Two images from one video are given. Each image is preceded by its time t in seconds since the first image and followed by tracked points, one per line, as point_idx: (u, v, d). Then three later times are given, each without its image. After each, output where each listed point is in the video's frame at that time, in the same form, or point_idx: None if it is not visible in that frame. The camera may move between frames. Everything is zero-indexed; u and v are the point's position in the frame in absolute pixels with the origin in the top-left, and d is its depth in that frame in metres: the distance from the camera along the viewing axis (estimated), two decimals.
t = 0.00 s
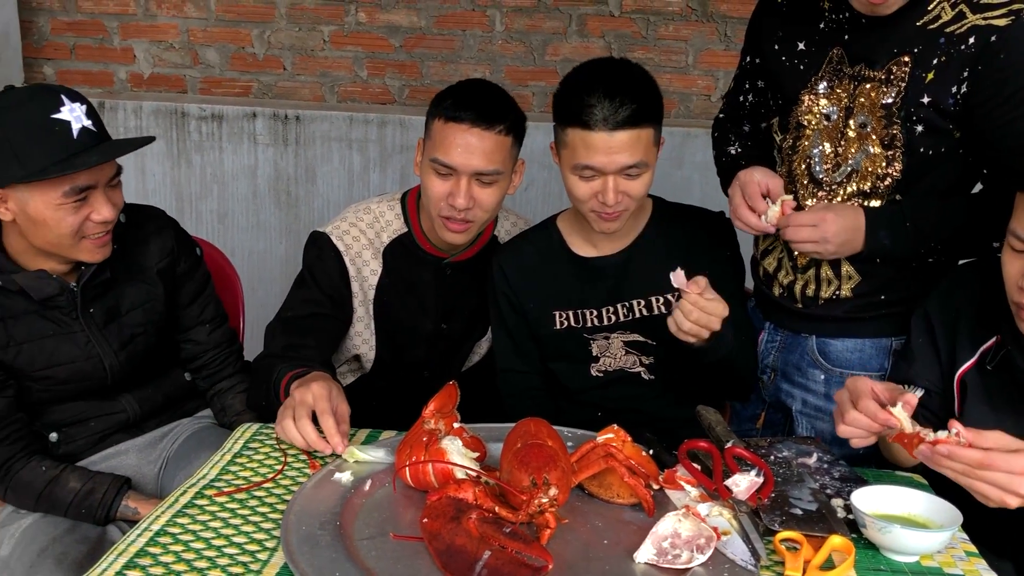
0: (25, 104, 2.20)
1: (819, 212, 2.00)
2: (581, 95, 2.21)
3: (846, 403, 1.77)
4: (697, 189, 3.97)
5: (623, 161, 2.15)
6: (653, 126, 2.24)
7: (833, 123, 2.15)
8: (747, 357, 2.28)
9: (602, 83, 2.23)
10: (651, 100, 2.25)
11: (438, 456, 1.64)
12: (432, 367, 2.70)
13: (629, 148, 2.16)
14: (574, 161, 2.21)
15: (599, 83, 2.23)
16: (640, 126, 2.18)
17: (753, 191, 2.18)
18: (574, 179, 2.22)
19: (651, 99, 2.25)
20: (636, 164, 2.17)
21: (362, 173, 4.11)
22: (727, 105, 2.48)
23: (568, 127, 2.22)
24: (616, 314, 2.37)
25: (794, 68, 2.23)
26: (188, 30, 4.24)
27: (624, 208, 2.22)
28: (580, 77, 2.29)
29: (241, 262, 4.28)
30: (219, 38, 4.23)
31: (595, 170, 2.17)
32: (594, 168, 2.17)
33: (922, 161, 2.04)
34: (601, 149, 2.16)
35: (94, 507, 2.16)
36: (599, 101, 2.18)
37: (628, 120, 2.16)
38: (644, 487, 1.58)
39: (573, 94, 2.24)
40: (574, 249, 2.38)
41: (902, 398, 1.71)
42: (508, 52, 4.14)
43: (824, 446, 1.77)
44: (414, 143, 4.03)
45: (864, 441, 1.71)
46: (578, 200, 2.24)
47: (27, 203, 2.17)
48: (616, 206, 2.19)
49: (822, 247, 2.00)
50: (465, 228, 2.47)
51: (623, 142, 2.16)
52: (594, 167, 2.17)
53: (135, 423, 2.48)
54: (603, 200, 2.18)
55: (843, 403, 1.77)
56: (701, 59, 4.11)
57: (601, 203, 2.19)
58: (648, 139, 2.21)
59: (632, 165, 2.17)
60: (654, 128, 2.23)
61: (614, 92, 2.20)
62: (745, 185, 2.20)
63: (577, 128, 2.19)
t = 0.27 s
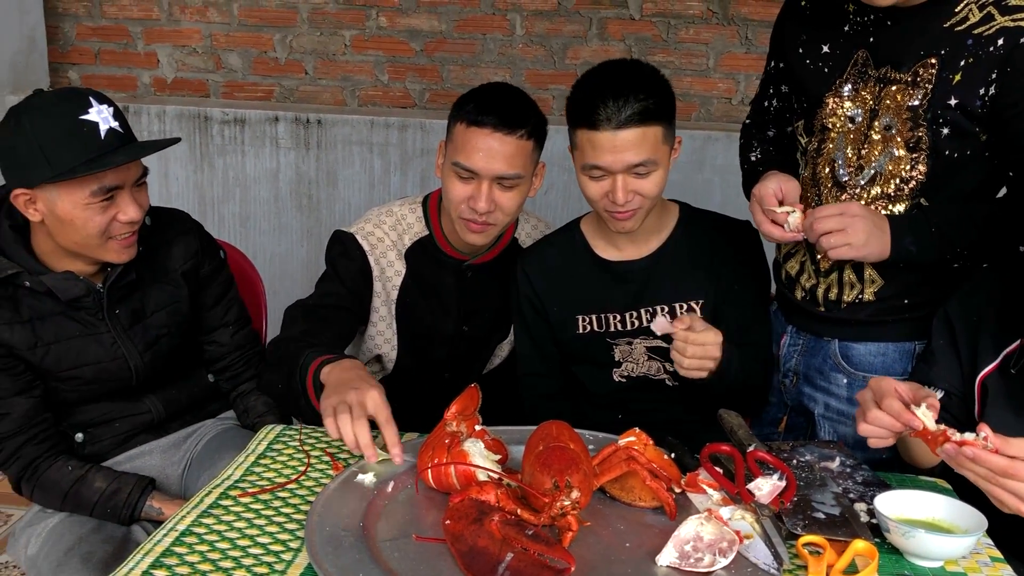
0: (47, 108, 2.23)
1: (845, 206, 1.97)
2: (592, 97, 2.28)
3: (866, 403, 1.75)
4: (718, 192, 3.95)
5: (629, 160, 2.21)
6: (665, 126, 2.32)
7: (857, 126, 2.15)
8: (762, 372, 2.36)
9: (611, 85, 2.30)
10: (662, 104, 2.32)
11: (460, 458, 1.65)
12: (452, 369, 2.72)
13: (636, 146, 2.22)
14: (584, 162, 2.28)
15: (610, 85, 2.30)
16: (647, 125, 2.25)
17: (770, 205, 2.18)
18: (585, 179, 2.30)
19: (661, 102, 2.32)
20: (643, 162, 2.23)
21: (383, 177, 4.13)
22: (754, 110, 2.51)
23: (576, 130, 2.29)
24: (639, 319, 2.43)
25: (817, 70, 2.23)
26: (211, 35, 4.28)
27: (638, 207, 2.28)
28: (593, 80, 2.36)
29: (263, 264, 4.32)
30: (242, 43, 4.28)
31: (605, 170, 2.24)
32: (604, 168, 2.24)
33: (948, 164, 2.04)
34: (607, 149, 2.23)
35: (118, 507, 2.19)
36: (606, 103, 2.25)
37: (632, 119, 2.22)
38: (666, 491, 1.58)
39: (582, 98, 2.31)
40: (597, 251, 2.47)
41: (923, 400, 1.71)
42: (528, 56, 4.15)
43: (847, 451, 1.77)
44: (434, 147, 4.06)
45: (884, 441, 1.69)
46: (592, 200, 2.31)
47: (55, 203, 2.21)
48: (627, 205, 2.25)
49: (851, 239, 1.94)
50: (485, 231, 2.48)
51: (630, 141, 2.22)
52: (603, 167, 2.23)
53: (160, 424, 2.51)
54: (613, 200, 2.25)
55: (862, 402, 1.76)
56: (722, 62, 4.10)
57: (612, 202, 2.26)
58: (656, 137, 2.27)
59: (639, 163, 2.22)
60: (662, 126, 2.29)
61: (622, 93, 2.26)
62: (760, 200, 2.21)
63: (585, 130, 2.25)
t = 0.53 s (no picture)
0: (64, 103, 2.27)
1: (857, 216, 1.96)
2: (598, 104, 2.29)
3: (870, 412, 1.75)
4: (733, 195, 3.94)
5: (643, 166, 2.21)
6: (675, 128, 2.32)
7: (873, 128, 2.14)
8: (766, 376, 2.42)
9: (617, 92, 2.31)
10: (669, 106, 2.32)
11: (474, 461, 1.65)
12: (466, 371, 2.73)
13: (647, 152, 2.22)
14: (596, 171, 2.29)
15: (616, 91, 2.30)
16: (659, 129, 2.25)
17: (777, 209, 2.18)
18: (599, 189, 2.30)
19: (668, 106, 2.31)
20: (658, 167, 2.23)
21: (398, 180, 4.14)
22: (773, 116, 2.52)
23: (586, 140, 2.29)
24: (652, 324, 2.45)
25: (834, 73, 2.24)
26: (228, 39, 4.32)
27: (654, 212, 2.29)
28: (598, 87, 2.37)
29: (278, 268, 4.35)
30: (258, 47, 4.31)
31: (619, 177, 2.24)
32: (618, 176, 2.24)
33: (965, 166, 2.04)
34: (621, 156, 2.23)
35: (136, 509, 2.21)
36: (614, 111, 2.25)
37: (642, 126, 2.22)
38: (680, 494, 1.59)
39: (591, 105, 2.31)
40: (612, 254, 2.48)
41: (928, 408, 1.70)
42: (543, 59, 4.16)
43: (862, 454, 1.76)
44: (448, 150, 4.07)
45: (891, 452, 1.68)
46: (607, 208, 2.32)
47: (69, 196, 2.23)
48: (643, 210, 2.25)
49: (859, 249, 1.96)
50: (490, 228, 2.48)
51: (642, 147, 2.22)
52: (616, 175, 2.23)
53: (177, 426, 2.53)
54: (630, 206, 2.25)
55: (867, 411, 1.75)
56: (737, 65, 4.09)
57: (629, 209, 2.26)
58: (666, 140, 2.27)
59: (652, 168, 2.22)
60: (672, 129, 2.29)
61: (630, 99, 2.27)
62: (768, 207, 2.21)
63: (595, 139, 2.26)
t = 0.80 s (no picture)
0: (75, 109, 2.27)
1: (872, 215, 1.98)
2: (599, 115, 2.30)
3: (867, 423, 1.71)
4: (745, 196, 3.94)
5: (651, 171, 2.22)
6: (680, 131, 2.32)
7: (888, 129, 2.14)
8: (785, 381, 2.41)
9: (619, 98, 2.31)
10: (671, 108, 2.32)
11: (486, 462, 1.65)
12: (478, 373, 2.73)
13: (654, 157, 2.22)
14: (604, 179, 2.30)
15: (617, 97, 2.31)
16: (664, 133, 2.25)
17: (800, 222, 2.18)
18: (609, 197, 2.31)
19: (671, 108, 2.32)
20: (665, 171, 2.24)
21: (410, 182, 4.15)
22: (786, 115, 2.52)
23: (593, 150, 2.30)
24: (666, 327, 2.45)
25: (848, 73, 2.23)
26: (240, 43, 4.34)
27: (665, 215, 2.30)
28: (596, 96, 2.39)
29: (290, 270, 4.37)
30: (271, 50, 4.33)
31: (629, 184, 2.24)
32: (627, 183, 2.24)
33: (981, 167, 2.03)
34: (629, 164, 2.23)
35: (150, 510, 2.23)
36: (617, 118, 2.26)
37: (647, 130, 2.23)
38: (693, 496, 1.59)
39: (594, 114, 2.32)
40: (626, 257, 2.49)
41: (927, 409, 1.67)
42: (554, 61, 4.17)
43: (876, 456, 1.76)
44: (460, 152, 4.08)
45: (891, 457, 1.66)
46: (620, 214, 2.33)
47: (83, 203, 2.25)
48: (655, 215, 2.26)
49: (876, 246, 1.96)
50: (516, 233, 2.49)
51: (648, 153, 2.22)
52: (625, 182, 2.24)
53: (191, 427, 2.54)
54: (641, 212, 2.25)
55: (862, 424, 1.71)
56: (748, 66, 4.09)
57: (640, 215, 2.27)
58: (673, 143, 2.27)
59: (661, 173, 2.23)
60: (678, 132, 2.29)
61: (632, 104, 2.27)
62: (790, 222, 2.20)
63: (601, 148, 2.27)
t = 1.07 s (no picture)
0: (82, 110, 2.29)
1: (882, 211, 1.98)
2: (606, 123, 2.31)
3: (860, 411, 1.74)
4: (754, 197, 3.93)
5: (658, 182, 2.22)
6: (688, 138, 2.32)
7: (901, 130, 2.14)
8: (797, 382, 2.41)
9: (624, 107, 2.32)
10: (680, 118, 2.32)
11: (497, 462, 1.66)
12: (488, 375, 2.74)
13: (661, 167, 2.23)
14: (611, 192, 2.32)
15: (624, 107, 2.31)
16: (670, 143, 2.25)
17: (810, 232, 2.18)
18: (617, 208, 2.33)
19: (681, 121, 2.31)
20: (671, 183, 2.24)
21: (419, 183, 4.17)
22: (795, 112, 2.52)
23: (600, 162, 2.32)
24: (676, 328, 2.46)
25: (860, 74, 2.23)
26: (250, 45, 4.36)
27: (674, 224, 2.30)
28: (604, 104, 2.39)
29: (300, 271, 4.39)
30: (280, 52, 4.35)
31: (635, 197, 2.26)
32: (633, 195, 2.26)
33: (994, 170, 2.01)
34: (633, 175, 2.24)
35: (162, 509, 2.24)
36: (622, 130, 2.27)
37: (652, 143, 2.23)
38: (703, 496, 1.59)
39: (599, 124, 2.33)
40: (636, 258, 2.50)
41: (922, 403, 1.66)
42: (563, 62, 4.18)
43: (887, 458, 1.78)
44: (469, 153, 4.09)
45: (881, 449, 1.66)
46: (628, 222, 2.34)
47: (93, 203, 2.27)
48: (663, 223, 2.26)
49: (886, 241, 1.95)
50: (517, 228, 2.49)
51: (655, 164, 2.23)
52: (630, 194, 2.26)
53: (202, 427, 2.56)
54: (648, 222, 2.26)
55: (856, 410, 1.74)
56: (757, 67, 4.08)
57: (647, 223, 2.27)
58: (680, 156, 2.27)
59: (668, 185, 2.23)
60: (685, 142, 2.29)
61: (638, 116, 2.27)
62: (800, 236, 2.20)
63: (607, 161, 2.28)
